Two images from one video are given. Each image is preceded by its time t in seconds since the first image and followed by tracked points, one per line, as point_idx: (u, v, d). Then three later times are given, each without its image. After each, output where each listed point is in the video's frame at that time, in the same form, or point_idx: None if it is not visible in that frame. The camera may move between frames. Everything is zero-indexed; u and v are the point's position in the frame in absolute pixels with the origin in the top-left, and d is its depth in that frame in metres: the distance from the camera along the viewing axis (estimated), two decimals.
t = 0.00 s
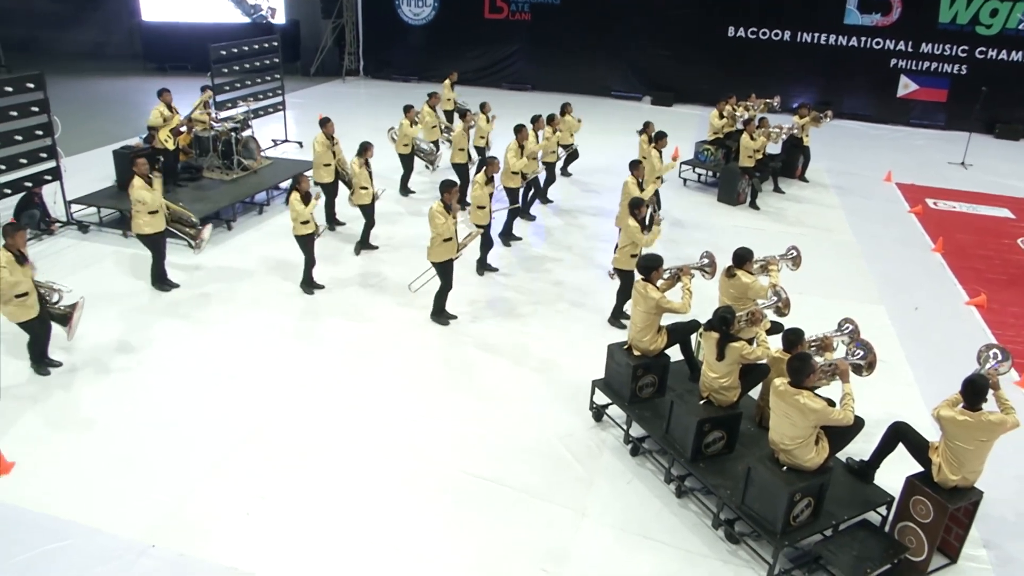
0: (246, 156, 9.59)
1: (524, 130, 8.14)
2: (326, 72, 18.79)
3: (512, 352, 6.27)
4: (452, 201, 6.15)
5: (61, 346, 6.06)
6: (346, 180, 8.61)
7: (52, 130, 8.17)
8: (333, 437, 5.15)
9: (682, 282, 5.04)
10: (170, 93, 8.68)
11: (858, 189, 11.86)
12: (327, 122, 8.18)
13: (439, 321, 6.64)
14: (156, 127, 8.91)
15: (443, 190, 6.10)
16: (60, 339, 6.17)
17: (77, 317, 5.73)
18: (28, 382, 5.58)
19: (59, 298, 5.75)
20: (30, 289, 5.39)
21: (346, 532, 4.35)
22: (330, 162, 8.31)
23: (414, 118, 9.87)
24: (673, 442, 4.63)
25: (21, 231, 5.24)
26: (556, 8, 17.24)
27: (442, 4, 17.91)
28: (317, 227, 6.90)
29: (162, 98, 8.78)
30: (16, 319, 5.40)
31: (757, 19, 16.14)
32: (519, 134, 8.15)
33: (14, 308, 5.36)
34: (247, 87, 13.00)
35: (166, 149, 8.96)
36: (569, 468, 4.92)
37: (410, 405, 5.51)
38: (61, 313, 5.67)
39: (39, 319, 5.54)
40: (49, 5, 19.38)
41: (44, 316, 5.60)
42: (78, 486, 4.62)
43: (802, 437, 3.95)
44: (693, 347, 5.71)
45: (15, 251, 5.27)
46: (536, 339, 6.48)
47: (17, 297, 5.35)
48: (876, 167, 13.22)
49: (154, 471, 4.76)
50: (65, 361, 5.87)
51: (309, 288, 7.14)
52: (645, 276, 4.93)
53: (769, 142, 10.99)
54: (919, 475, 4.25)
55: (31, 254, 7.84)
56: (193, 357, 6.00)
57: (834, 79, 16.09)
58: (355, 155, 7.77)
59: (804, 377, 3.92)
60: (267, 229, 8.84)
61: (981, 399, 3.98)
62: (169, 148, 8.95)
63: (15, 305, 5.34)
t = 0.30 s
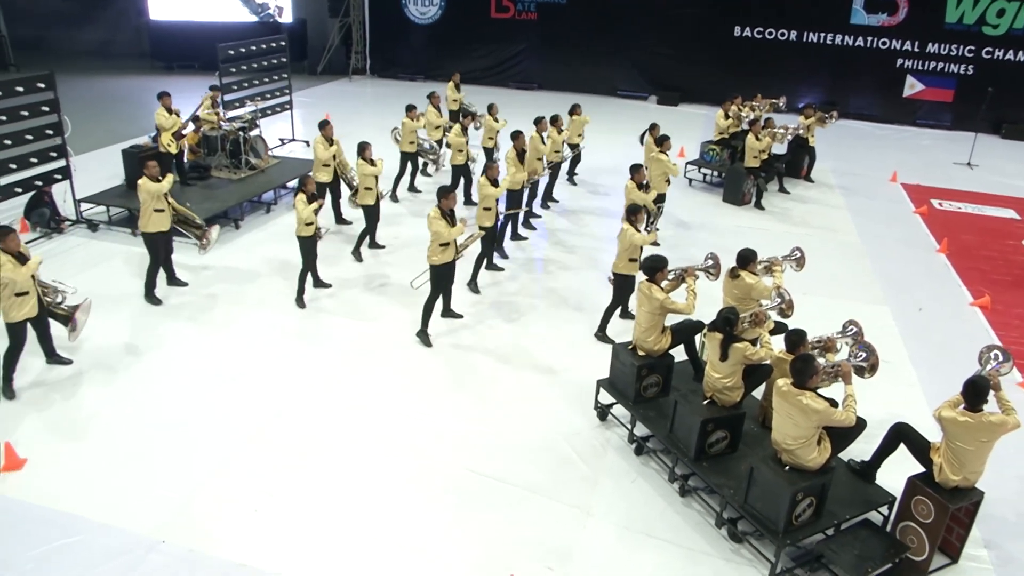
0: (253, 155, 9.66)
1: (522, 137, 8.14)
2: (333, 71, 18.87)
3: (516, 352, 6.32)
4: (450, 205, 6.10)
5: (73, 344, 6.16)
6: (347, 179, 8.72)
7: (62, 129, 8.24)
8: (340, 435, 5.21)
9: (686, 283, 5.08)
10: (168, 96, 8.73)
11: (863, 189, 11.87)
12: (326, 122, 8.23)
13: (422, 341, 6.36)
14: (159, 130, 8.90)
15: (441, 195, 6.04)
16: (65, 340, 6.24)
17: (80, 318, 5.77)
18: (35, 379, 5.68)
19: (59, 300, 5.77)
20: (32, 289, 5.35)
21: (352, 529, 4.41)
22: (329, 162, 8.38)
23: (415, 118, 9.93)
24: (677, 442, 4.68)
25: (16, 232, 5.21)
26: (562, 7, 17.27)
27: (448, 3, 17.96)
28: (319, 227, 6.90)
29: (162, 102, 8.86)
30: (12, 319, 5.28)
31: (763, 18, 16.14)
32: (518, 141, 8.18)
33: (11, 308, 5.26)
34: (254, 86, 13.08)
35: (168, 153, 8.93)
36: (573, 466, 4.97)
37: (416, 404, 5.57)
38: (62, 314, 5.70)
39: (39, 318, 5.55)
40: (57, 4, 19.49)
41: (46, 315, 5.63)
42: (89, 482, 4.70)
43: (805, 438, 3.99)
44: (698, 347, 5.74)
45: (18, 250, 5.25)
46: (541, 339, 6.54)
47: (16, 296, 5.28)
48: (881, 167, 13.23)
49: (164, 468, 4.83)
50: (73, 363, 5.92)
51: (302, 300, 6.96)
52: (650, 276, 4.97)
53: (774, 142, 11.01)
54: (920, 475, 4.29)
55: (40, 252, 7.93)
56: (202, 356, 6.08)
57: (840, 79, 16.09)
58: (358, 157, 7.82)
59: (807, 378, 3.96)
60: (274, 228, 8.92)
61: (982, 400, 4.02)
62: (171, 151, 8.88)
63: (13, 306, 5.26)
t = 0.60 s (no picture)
0: (259, 157, 9.72)
1: (522, 140, 8.18)
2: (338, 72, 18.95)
3: (520, 355, 6.38)
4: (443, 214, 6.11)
5: (80, 347, 6.23)
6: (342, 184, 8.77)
7: (71, 131, 8.31)
8: (345, 436, 5.26)
9: (690, 285, 5.11)
10: (169, 98, 8.87)
11: (867, 191, 11.89)
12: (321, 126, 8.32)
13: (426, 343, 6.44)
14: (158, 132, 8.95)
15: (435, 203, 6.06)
16: (60, 348, 6.23)
17: (74, 324, 5.65)
18: (36, 382, 5.74)
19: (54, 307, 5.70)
20: (14, 300, 5.28)
21: (356, 529, 4.46)
22: (321, 166, 8.48)
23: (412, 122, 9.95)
24: (680, 443, 4.72)
25: None
26: (567, 8, 17.31)
27: (453, 4, 18.01)
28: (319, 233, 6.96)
29: (163, 104, 8.96)
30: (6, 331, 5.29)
31: (768, 20, 16.16)
32: (517, 144, 8.22)
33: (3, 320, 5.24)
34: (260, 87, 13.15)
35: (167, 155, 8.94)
36: (576, 467, 5.02)
37: (420, 406, 5.63)
38: (55, 320, 5.62)
39: (30, 325, 5.61)
40: (65, 4, 19.63)
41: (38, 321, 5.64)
42: (97, 482, 4.76)
43: (805, 440, 4.03)
44: (701, 349, 5.78)
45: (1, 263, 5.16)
46: (544, 342, 6.60)
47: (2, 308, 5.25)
48: (885, 169, 13.25)
49: (172, 468, 4.90)
50: (80, 366, 5.99)
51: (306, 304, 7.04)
52: (654, 279, 5.00)
53: (778, 144, 11.04)
54: (920, 478, 4.33)
55: (47, 253, 8.02)
56: (208, 358, 6.15)
57: (844, 81, 16.12)
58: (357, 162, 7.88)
59: (809, 380, 3.99)
60: (280, 229, 8.98)
61: (982, 404, 4.06)
62: (169, 153, 8.91)
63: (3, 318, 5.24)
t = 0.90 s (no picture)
0: (264, 158, 9.76)
1: (526, 140, 8.23)
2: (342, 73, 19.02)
3: (523, 358, 6.43)
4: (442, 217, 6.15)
5: (86, 349, 6.29)
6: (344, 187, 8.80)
7: (77, 133, 8.35)
8: (350, 438, 5.30)
9: (692, 289, 5.15)
10: (177, 98, 8.88)
11: (869, 193, 11.92)
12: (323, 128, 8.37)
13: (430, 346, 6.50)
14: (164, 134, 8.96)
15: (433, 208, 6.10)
16: (60, 356, 6.22)
17: (78, 331, 5.65)
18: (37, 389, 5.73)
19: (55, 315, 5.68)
20: (17, 309, 5.26)
21: (361, 530, 4.51)
22: (323, 168, 8.54)
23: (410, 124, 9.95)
24: (682, 445, 4.76)
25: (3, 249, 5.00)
26: (570, 9, 17.35)
27: (457, 5, 18.06)
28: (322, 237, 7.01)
29: (171, 105, 8.98)
30: (7, 340, 5.27)
31: (771, 22, 16.19)
32: (522, 145, 8.27)
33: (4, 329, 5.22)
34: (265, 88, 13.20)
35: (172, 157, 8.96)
36: (580, 470, 5.06)
37: (424, 408, 5.67)
38: (58, 328, 5.62)
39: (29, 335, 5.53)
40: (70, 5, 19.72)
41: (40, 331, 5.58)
42: (104, 483, 4.81)
43: (806, 443, 4.06)
44: (703, 352, 5.82)
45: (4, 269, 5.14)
46: (546, 344, 6.65)
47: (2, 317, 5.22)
48: (887, 170, 13.28)
49: (178, 470, 4.95)
50: (86, 369, 6.04)
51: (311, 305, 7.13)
52: (656, 282, 5.03)
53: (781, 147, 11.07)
54: (920, 481, 4.38)
55: (53, 254, 8.08)
56: (214, 361, 6.20)
57: (847, 82, 16.14)
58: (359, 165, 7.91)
59: (810, 385, 4.02)
60: (285, 231, 9.03)
61: (981, 408, 4.10)
62: (174, 154, 8.92)
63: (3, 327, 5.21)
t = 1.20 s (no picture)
0: (265, 161, 9.79)
1: (531, 140, 8.28)
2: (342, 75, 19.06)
3: (522, 360, 6.46)
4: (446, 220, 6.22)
5: (87, 352, 6.31)
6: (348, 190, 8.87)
7: (79, 136, 8.33)
8: (351, 442, 5.34)
9: (692, 294, 5.18)
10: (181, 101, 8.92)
11: (868, 196, 11.97)
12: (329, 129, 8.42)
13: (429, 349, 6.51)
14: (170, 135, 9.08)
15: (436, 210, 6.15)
16: (72, 354, 6.32)
17: (86, 329, 5.75)
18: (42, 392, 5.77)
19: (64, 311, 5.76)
20: (28, 305, 5.37)
21: (363, 532, 4.54)
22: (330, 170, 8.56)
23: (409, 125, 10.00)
24: (681, 449, 4.80)
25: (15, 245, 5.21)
26: (570, 11, 17.40)
27: (457, 7, 18.11)
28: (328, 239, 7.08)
29: (177, 108, 9.04)
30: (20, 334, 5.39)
31: (770, 24, 16.24)
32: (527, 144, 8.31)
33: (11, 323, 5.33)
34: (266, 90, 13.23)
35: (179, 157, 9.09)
36: (580, 473, 5.10)
37: (425, 411, 5.71)
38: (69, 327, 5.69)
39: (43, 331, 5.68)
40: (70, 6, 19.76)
41: (51, 329, 5.70)
42: (108, 486, 4.85)
43: (804, 448, 4.10)
44: (701, 356, 5.85)
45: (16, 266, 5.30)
46: (547, 347, 6.68)
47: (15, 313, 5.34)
48: (886, 173, 13.33)
49: (182, 473, 4.98)
50: (90, 371, 6.08)
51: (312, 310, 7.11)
52: (656, 287, 5.06)
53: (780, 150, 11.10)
54: (917, 485, 4.42)
55: (56, 257, 8.11)
56: (216, 363, 6.24)
57: (846, 84, 16.18)
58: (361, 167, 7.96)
59: (808, 390, 4.05)
60: (286, 233, 9.07)
61: (977, 412, 4.14)
62: (182, 155, 9.04)
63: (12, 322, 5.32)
